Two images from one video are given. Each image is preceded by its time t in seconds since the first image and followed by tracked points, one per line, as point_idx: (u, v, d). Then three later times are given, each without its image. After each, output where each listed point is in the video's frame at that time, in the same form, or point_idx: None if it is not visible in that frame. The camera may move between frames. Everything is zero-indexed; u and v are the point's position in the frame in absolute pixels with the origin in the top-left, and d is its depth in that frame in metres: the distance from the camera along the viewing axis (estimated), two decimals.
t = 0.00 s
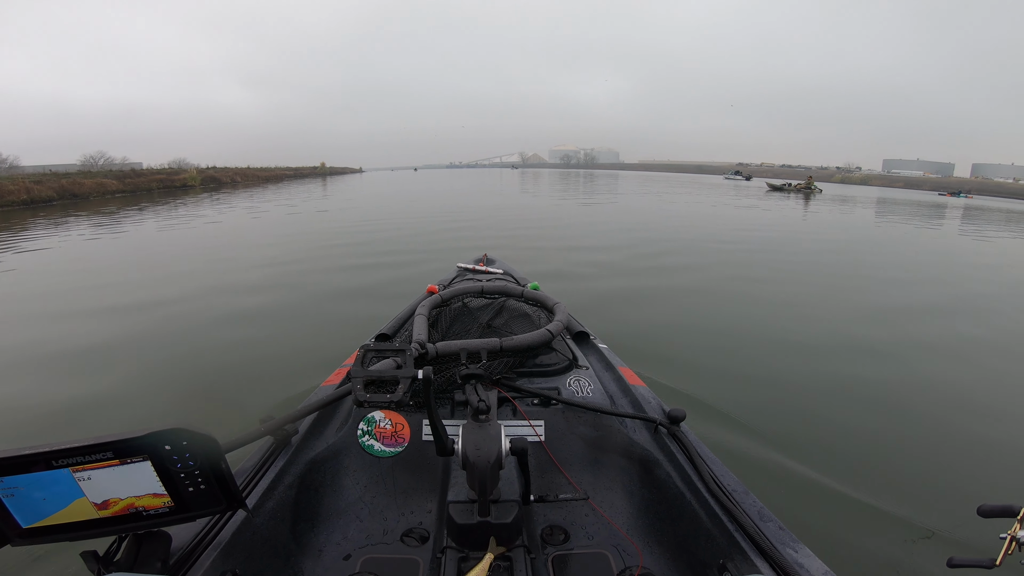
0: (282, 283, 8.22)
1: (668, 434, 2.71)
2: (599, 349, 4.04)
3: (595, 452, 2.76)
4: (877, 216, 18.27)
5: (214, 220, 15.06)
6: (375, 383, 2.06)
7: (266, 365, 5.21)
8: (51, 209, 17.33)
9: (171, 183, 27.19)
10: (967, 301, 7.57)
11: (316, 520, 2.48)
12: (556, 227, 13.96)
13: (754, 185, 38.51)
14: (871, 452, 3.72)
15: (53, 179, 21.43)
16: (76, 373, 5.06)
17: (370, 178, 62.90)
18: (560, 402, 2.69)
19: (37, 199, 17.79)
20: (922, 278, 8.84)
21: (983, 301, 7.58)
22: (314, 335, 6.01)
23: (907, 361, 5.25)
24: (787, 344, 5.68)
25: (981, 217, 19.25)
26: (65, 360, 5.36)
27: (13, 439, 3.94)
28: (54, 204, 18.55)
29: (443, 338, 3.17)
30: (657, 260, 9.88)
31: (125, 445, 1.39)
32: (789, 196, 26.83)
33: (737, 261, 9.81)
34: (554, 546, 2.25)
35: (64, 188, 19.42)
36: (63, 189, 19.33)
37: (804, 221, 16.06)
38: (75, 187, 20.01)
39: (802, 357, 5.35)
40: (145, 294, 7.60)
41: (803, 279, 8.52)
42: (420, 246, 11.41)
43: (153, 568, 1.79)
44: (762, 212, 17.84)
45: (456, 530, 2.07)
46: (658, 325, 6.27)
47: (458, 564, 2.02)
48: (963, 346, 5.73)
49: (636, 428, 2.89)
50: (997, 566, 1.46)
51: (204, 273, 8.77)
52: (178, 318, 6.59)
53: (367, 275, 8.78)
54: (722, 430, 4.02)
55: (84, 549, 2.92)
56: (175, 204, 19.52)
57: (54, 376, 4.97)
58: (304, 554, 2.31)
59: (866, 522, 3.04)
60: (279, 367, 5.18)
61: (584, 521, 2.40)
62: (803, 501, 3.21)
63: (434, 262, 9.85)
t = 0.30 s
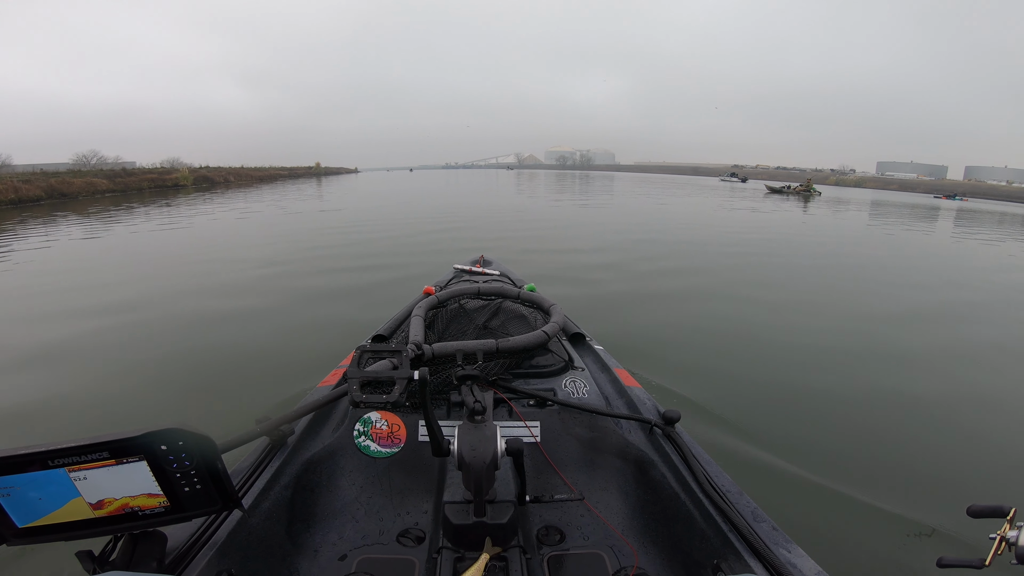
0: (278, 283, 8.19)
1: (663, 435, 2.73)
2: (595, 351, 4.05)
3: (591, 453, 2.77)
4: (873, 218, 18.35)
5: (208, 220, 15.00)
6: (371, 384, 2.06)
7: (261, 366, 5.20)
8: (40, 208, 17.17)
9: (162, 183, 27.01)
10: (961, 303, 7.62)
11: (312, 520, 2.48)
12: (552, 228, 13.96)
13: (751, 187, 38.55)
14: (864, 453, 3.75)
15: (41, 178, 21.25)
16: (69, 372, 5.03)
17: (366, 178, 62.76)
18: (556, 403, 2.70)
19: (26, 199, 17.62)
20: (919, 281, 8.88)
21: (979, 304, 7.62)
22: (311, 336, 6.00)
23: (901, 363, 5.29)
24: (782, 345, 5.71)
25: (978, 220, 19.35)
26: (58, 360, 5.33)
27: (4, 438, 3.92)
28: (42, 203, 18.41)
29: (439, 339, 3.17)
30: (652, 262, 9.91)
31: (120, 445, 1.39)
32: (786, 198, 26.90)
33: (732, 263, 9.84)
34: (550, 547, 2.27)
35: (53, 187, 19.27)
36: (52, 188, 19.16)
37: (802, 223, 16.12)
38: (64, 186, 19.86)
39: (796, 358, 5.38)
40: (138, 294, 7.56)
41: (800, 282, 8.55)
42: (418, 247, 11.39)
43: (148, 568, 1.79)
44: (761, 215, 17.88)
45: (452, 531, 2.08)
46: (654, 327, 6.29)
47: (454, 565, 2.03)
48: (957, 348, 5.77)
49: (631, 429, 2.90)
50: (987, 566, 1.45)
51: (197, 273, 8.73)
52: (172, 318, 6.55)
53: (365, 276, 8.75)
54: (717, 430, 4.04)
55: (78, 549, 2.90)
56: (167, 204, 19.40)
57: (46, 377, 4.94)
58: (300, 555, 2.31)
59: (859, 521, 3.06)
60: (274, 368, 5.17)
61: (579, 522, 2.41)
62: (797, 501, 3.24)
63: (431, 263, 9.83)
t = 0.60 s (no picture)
0: (274, 283, 8.16)
1: (660, 436, 2.73)
2: (591, 351, 4.06)
3: (587, 453, 2.76)
4: (868, 218, 18.44)
5: (202, 219, 14.94)
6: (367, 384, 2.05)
7: (256, 365, 5.18)
8: (29, 209, 17.04)
9: (155, 183, 26.89)
10: (955, 304, 7.66)
11: (307, 520, 2.47)
12: (549, 229, 13.96)
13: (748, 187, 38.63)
14: (859, 453, 3.76)
15: (31, 178, 21.10)
16: (60, 372, 4.99)
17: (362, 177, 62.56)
18: (552, 404, 2.70)
19: (15, 199, 17.48)
20: (916, 282, 8.92)
21: (976, 305, 7.65)
22: (307, 336, 5.99)
23: (897, 364, 5.31)
24: (779, 346, 5.73)
25: (977, 221, 19.44)
26: (51, 359, 5.30)
27: None
28: (31, 204, 18.28)
29: (436, 339, 3.16)
30: (649, 262, 9.93)
31: (114, 444, 1.38)
32: (783, 198, 26.99)
33: (729, 264, 9.86)
34: (546, 548, 2.26)
35: (42, 187, 19.13)
36: (41, 188, 19.01)
37: (801, 224, 16.17)
38: (54, 186, 19.74)
39: (793, 358, 5.40)
40: (133, 294, 7.53)
41: (798, 283, 8.58)
42: (415, 247, 11.38)
43: (141, 568, 1.78)
44: (759, 216, 17.93)
45: (448, 532, 2.07)
46: (652, 327, 6.31)
47: (450, 565, 2.03)
48: (951, 348, 5.81)
49: (628, 430, 2.90)
50: (982, 568, 1.46)
51: (191, 273, 8.69)
52: (166, 318, 6.52)
53: (362, 276, 8.73)
54: (714, 431, 4.05)
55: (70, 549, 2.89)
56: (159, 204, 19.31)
57: (37, 376, 4.90)
58: (295, 555, 2.30)
59: (854, 522, 3.07)
60: (270, 368, 5.15)
61: (576, 523, 2.41)
62: (793, 502, 3.24)
63: (427, 263, 9.82)
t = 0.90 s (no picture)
0: (272, 283, 8.15)
1: (657, 436, 2.74)
2: (589, 352, 4.06)
3: (585, 454, 2.77)
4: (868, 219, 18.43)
5: (197, 220, 14.90)
6: (365, 385, 2.06)
7: (254, 365, 5.18)
8: (21, 210, 16.96)
9: (148, 184, 26.87)
10: (951, 304, 7.69)
11: (305, 520, 2.47)
12: (546, 229, 13.96)
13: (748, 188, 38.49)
14: (855, 454, 3.78)
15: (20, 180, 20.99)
16: (56, 372, 4.98)
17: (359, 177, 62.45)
18: (550, 404, 2.71)
19: (6, 201, 17.38)
20: (916, 282, 8.91)
21: (976, 305, 7.66)
22: (305, 336, 5.98)
23: (895, 364, 5.32)
24: (776, 347, 5.75)
25: (978, 221, 19.42)
26: (47, 359, 5.29)
27: None
28: (22, 205, 18.17)
29: (434, 339, 3.16)
30: (646, 262, 9.94)
31: (112, 444, 1.38)
32: (780, 198, 27.02)
33: (726, 264, 9.87)
34: (543, 548, 2.27)
35: (32, 188, 19.00)
36: (32, 189, 18.91)
37: (801, 224, 16.16)
38: (45, 187, 19.64)
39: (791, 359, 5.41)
40: (129, 294, 7.52)
41: (797, 283, 8.59)
42: (414, 247, 11.36)
43: (138, 567, 1.78)
44: (759, 216, 17.92)
45: (446, 532, 2.07)
46: (650, 328, 6.32)
47: (448, 565, 2.03)
48: (947, 348, 5.83)
49: (626, 430, 2.91)
50: (976, 568, 1.47)
51: (187, 273, 8.66)
52: (162, 318, 6.51)
53: (361, 276, 8.72)
54: (711, 431, 4.06)
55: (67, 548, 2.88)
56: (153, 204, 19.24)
57: (32, 377, 4.89)
58: (293, 555, 2.30)
59: (851, 522, 3.09)
60: (267, 367, 5.15)
61: (573, 523, 2.42)
62: (790, 502, 3.25)
63: (425, 263, 9.80)
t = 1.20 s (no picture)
0: (270, 284, 8.12)
1: (657, 436, 2.75)
2: (589, 351, 4.06)
3: (585, 453, 2.77)
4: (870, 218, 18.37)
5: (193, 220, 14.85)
6: (364, 385, 2.05)
7: (252, 366, 5.16)
8: (13, 211, 16.88)
9: (141, 185, 26.74)
10: (950, 303, 7.69)
11: (305, 521, 2.46)
12: (544, 228, 13.93)
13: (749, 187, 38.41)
14: (855, 452, 3.78)
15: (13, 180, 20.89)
16: (53, 374, 4.97)
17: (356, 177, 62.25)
18: (550, 404, 2.71)
19: None
20: (917, 282, 8.90)
21: (978, 305, 7.64)
22: (304, 336, 5.96)
23: (896, 363, 5.33)
24: (776, 346, 5.75)
25: (981, 221, 19.36)
26: (44, 361, 5.28)
27: None
28: (14, 206, 18.08)
29: (434, 339, 3.16)
30: (644, 262, 9.93)
31: (111, 445, 1.37)
32: (784, 198, 26.90)
33: (724, 263, 9.85)
34: (544, 548, 2.27)
35: (23, 189, 18.88)
36: (23, 190, 18.82)
37: (803, 224, 16.13)
38: (37, 189, 19.53)
39: (790, 358, 5.41)
40: (127, 294, 7.50)
41: (799, 282, 8.58)
42: (414, 247, 11.32)
43: (138, 569, 1.78)
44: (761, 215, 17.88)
45: (446, 532, 2.07)
46: (650, 327, 6.32)
47: (448, 565, 2.03)
48: (946, 347, 5.83)
49: (626, 430, 2.91)
50: (977, 566, 1.47)
51: (183, 274, 8.63)
52: (159, 319, 6.49)
53: (360, 276, 8.70)
54: (710, 430, 4.07)
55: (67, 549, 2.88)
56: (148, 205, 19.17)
57: (29, 378, 4.87)
58: (294, 556, 2.30)
59: (850, 520, 3.09)
60: (266, 368, 5.15)
61: (573, 522, 2.42)
62: (789, 501, 3.26)
63: (423, 263, 9.77)
